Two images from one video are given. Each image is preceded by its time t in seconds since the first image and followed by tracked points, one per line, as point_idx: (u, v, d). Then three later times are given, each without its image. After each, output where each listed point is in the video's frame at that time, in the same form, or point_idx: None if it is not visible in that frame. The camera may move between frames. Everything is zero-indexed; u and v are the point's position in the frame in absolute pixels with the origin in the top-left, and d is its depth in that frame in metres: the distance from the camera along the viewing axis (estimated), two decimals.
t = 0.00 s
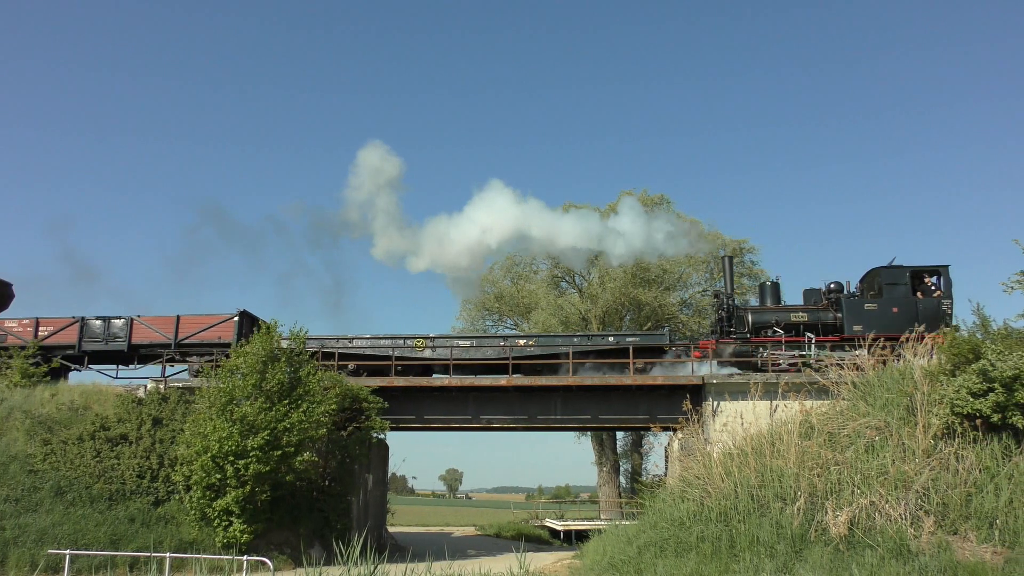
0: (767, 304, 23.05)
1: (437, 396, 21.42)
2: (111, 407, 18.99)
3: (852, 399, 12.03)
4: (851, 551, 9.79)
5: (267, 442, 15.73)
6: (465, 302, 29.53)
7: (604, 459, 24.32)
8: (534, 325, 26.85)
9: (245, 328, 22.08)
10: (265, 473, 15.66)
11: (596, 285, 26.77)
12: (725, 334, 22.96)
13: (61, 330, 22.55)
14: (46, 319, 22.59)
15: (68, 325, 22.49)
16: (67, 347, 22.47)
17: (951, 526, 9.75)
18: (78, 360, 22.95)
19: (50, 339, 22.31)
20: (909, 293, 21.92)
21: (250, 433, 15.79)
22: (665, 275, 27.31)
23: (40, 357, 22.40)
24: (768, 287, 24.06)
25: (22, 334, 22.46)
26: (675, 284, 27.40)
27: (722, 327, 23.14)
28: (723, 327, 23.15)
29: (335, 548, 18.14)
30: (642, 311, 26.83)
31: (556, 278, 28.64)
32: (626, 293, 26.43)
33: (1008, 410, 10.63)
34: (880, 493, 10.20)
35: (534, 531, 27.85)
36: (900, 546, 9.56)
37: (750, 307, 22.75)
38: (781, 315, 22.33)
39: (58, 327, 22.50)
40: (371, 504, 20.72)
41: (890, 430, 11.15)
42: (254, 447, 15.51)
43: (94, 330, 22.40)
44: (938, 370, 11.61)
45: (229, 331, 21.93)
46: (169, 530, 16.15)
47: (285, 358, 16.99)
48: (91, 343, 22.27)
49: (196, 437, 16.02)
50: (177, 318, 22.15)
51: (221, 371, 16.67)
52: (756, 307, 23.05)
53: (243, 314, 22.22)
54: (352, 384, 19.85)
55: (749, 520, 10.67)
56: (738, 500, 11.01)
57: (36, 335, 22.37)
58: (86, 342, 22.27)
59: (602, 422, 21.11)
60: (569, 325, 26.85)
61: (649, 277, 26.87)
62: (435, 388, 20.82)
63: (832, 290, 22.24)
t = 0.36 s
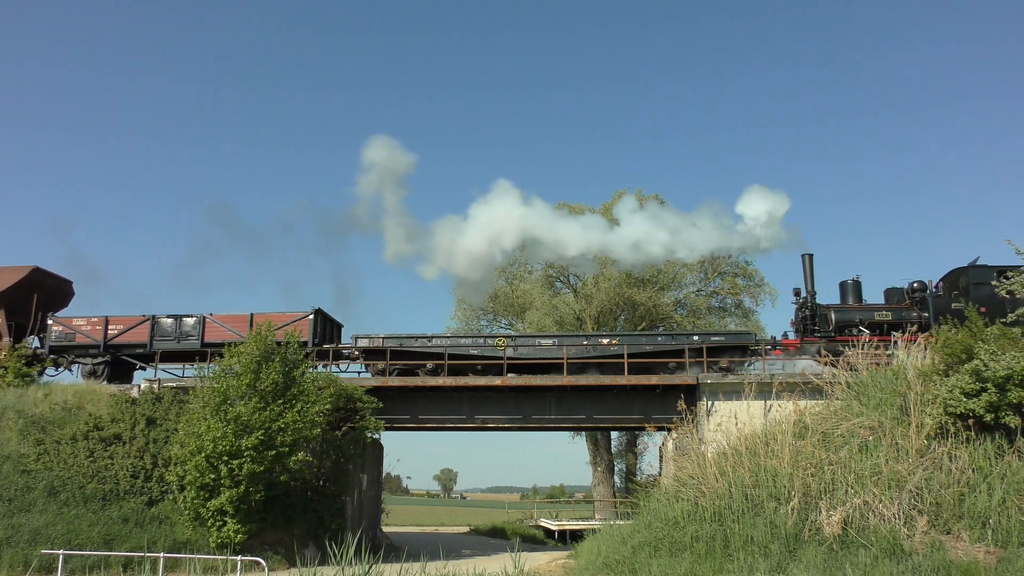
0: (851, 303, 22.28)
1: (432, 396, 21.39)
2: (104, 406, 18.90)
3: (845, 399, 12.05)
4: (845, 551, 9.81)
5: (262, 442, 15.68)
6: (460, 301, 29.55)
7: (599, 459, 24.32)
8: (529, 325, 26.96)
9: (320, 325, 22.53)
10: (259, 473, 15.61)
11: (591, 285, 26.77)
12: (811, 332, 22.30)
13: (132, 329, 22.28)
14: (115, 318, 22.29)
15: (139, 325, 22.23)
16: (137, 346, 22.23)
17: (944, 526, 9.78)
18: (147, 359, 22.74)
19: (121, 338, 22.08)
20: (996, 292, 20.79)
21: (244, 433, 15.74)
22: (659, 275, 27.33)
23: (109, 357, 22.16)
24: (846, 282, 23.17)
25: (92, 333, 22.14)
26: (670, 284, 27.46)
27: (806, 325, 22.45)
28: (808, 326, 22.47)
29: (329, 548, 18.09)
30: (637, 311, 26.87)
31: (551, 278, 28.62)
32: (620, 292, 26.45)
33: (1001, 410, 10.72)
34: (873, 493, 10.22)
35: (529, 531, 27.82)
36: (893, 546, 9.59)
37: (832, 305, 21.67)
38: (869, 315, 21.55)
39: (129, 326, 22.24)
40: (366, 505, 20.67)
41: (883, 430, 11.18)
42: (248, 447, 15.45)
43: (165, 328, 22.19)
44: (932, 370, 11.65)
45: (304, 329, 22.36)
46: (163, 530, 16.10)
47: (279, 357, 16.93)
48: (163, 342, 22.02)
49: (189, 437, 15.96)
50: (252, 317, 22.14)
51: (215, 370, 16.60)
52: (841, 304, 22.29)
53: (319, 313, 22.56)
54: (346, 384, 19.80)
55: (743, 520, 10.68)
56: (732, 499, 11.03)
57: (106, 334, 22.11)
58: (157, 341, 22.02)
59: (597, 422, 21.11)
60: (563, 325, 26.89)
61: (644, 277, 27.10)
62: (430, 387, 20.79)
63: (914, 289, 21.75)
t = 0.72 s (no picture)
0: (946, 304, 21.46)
1: (435, 396, 21.41)
2: (109, 406, 18.95)
3: (850, 399, 12.03)
4: (850, 551, 9.79)
5: (266, 442, 15.71)
6: (463, 301, 29.57)
7: (603, 458, 24.33)
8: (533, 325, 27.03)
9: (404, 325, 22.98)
10: (263, 473, 15.65)
11: (595, 285, 26.76)
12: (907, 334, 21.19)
13: (213, 328, 22.73)
14: (198, 317, 22.77)
15: (221, 324, 22.72)
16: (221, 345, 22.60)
17: (949, 526, 9.76)
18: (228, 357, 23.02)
19: (204, 336, 22.49)
20: None
21: (248, 433, 15.77)
22: (663, 275, 27.31)
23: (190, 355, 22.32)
24: (940, 282, 22.70)
25: (174, 331, 22.53)
26: (674, 284, 27.44)
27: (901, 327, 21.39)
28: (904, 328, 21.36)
29: (333, 548, 18.11)
30: (641, 310, 26.84)
31: (554, 278, 28.61)
32: (624, 293, 26.43)
33: (1006, 410, 10.71)
34: (878, 493, 10.20)
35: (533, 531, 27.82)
36: (898, 546, 9.58)
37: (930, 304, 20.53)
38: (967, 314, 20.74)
39: (211, 324, 22.68)
40: (369, 504, 20.68)
41: (888, 430, 11.17)
42: (253, 447, 15.48)
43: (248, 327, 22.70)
44: (936, 370, 11.62)
45: (389, 329, 22.70)
46: (167, 530, 16.14)
47: (284, 357, 16.95)
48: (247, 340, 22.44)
49: (194, 437, 16.00)
50: (336, 316, 22.77)
51: (219, 370, 16.62)
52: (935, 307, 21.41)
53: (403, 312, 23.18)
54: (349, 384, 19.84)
55: (747, 520, 10.67)
56: (737, 500, 11.01)
57: (189, 331, 22.45)
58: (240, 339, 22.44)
59: (600, 421, 21.10)
60: (567, 325, 26.91)
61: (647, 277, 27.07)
62: (434, 387, 20.81)
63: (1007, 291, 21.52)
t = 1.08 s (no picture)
0: None
1: (437, 396, 21.41)
2: (111, 406, 18.97)
3: (851, 399, 12.02)
4: (851, 551, 9.79)
5: (268, 441, 15.72)
6: (465, 301, 29.59)
7: (604, 458, 24.32)
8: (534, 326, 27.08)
9: (489, 324, 22.96)
10: (265, 472, 15.66)
11: (596, 285, 26.76)
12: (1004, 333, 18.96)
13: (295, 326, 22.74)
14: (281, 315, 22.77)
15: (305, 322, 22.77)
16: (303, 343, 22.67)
17: (951, 526, 9.75)
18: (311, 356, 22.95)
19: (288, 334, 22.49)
20: None
21: (250, 433, 15.78)
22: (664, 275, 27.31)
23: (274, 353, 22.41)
24: None
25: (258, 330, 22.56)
26: (675, 284, 27.43)
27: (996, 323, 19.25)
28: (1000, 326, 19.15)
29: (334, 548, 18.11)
30: (642, 311, 26.84)
31: (556, 278, 28.60)
32: (625, 292, 26.43)
33: (1008, 410, 10.71)
34: (879, 493, 10.20)
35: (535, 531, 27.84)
36: (899, 546, 9.57)
37: None
38: None
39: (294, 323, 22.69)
40: (371, 504, 20.69)
41: (889, 431, 11.18)
42: (254, 447, 15.49)
43: (332, 325, 22.71)
44: (938, 370, 11.61)
45: (475, 328, 22.70)
46: (169, 529, 16.17)
47: (285, 357, 16.97)
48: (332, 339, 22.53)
49: (195, 437, 16.01)
50: (421, 314, 22.74)
51: (221, 370, 16.63)
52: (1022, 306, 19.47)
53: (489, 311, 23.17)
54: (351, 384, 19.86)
55: (749, 520, 10.66)
56: (738, 500, 11.00)
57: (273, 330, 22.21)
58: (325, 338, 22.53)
59: (602, 422, 21.09)
60: (569, 325, 26.91)
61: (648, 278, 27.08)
62: (435, 387, 20.81)
63: None
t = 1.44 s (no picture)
0: None
1: (437, 396, 21.42)
2: (112, 406, 18.99)
3: (851, 399, 12.03)
4: (852, 551, 9.79)
5: (268, 441, 15.73)
6: (465, 301, 29.62)
7: (605, 458, 24.35)
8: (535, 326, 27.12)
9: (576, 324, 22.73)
10: (266, 472, 15.66)
11: (597, 285, 26.80)
12: None
13: (379, 325, 22.76)
14: (363, 314, 22.77)
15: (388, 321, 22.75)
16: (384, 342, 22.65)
17: (951, 526, 9.75)
18: (391, 355, 23.01)
19: (371, 334, 22.51)
20: None
21: (250, 433, 15.78)
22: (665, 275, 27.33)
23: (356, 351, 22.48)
24: None
25: (341, 328, 22.64)
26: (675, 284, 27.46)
27: None
28: None
29: (335, 548, 18.12)
30: (642, 311, 26.86)
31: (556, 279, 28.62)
32: (626, 292, 26.45)
33: (1008, 410, 10.72)
34: (880, 493, 10.20)
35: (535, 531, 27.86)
36: (900, 546, 9.58)
37: None
38: None
39: (377, 322, 22.70)
40: (371, 504, 20.70)
41: (890, 430, 11.19)
42: (255, 447, 15.50)
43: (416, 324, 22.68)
44: (938, 370, 11.61)
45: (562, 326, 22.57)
46: (170, 529, 16.18)
47: (285, 357, 16.97)
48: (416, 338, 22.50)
49: (196, 437, 16.01)
50: (507, 313, 22.59)
51: (221, 371, 16.63)
52: None
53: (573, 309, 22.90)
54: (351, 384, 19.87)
55: (749, 520, 10.66)
56: (739, 500, 10.99)
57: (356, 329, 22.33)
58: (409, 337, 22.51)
59: (602, 421, 21.10)
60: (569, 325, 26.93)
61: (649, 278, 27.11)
62: (436, 387, 20.81)
63: None
